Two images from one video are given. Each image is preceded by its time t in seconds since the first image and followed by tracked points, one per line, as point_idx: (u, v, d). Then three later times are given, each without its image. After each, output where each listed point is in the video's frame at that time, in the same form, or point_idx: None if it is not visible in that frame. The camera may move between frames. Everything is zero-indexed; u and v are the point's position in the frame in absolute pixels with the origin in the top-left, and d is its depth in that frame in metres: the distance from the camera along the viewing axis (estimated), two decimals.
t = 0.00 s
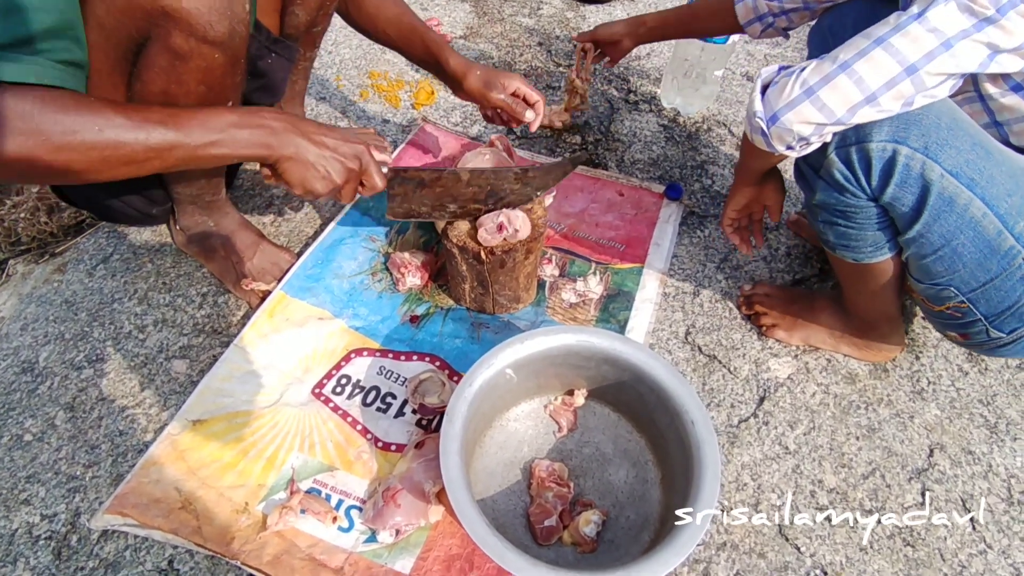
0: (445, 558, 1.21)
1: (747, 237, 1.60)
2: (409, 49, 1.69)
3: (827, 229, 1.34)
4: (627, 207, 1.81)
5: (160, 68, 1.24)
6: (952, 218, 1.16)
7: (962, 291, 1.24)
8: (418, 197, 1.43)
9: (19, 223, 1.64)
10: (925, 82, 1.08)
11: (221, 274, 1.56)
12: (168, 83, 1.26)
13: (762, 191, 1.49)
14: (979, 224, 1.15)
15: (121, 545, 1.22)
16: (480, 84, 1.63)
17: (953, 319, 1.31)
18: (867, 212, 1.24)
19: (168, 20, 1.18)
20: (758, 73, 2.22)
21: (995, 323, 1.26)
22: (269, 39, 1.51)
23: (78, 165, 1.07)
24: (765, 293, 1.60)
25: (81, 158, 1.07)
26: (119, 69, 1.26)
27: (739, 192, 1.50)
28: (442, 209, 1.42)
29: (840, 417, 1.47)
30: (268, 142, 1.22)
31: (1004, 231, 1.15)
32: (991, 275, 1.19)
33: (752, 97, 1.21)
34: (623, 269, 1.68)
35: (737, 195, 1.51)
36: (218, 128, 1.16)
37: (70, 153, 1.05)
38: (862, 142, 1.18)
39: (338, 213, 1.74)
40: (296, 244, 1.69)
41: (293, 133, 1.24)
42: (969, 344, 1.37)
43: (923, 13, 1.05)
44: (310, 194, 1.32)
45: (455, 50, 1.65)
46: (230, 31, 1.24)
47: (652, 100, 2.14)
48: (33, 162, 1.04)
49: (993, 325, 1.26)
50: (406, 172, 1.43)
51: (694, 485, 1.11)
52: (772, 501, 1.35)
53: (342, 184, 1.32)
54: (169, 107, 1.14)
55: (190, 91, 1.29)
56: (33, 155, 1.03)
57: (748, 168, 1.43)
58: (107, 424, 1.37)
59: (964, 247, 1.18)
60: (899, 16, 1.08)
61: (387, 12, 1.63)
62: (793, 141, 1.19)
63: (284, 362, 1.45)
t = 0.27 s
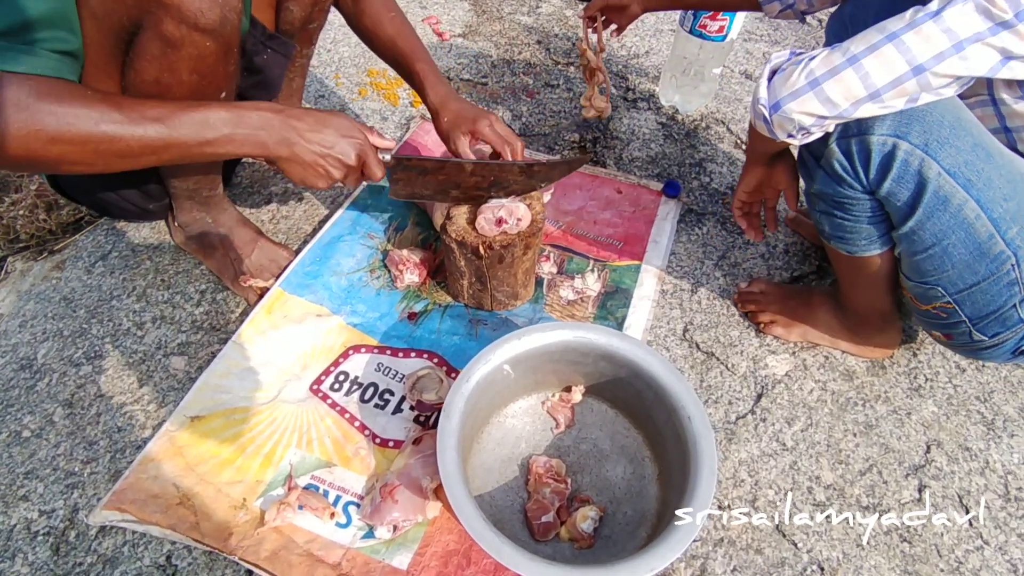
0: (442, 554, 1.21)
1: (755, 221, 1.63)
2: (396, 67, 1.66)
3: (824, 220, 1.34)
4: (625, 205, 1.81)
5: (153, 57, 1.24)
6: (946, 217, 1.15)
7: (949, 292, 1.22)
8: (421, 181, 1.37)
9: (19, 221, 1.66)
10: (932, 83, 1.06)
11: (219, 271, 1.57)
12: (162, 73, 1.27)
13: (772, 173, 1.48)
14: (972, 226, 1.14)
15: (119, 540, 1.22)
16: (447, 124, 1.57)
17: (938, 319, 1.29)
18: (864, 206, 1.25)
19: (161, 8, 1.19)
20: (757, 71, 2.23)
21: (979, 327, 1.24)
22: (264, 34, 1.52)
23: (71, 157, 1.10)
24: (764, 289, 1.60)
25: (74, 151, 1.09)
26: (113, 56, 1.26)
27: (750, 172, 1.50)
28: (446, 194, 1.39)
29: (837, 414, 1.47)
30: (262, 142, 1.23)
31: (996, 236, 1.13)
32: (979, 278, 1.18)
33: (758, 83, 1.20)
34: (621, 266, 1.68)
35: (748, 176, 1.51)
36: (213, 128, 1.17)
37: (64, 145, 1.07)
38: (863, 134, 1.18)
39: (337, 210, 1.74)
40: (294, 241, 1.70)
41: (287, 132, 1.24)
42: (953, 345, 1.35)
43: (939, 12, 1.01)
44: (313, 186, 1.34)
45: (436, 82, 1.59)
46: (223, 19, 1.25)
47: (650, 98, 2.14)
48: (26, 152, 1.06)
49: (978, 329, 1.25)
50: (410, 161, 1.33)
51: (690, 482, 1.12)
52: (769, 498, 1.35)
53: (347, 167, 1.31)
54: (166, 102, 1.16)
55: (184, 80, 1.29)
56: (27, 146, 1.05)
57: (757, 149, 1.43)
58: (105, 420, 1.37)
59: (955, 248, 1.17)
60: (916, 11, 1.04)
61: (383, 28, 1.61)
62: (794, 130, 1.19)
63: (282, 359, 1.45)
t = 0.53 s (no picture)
0: (441, 551, 1.21)
1: (753, 216, 1.65)
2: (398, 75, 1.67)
3: (823, 214, 1.34)
4: (624, 204, 1.82)
5: (158, 55, 1.25)
6: (942, 215, 1.15)
7: (939, 291, 1.22)
8: (415, 176, 1.36)
9: (18, 220, 1.67)
10: (933, 83, 1.06)
11: (219, 270, 1.57)
12: (166, 71, 1.27)
13: (773, 168, 1.51)
14: (966, 225, 1.14)
15: (119, 538, 1.22)
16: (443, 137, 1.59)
17: (927, 318, 1.29)
18: (863, 202, 1.25)
19: (167, 7, 1.19)
20: (756, 70, 2.23)
21: (967, 327, 1.24)
22: (267, 36, 1.50)
23: (57, 158, 1.10)
24: (761, 288, 1.60)
25: (59, 152, 1.09)
26: (118, 53, 1.27)
27: (751, 165, 1.53)
28: (439, 188, 1.38)
29: (835, 412, 1.47)
30: (249, 140, 1.23)
31: (990, 236, 1.13)
32: (971, 278, 1.18)
33: (763, 73, 1.21)
34: (620, 265, 1.68)
35: (749, 170, 1.54)
36: (199, 127, 1.18)
37: (48, 146, 1.07)
38: (863, 128, 1.19)
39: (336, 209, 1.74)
40: (294, 240, 1.70)
41: (272, 130, 1.24)
42: (941, 345, 1.35)
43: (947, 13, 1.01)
44: (304, 185, 1.34)
45: (436, 92, 1.61)
46: (229, 18, 1.25)
47: (649, 97, 2.15)
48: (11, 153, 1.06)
49: (966, 329, 1.25)
50: (400, 155, 1.34)
51: (688, 477, 1.12)
52: (766, 495, 1.35)
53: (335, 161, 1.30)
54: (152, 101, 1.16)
55: (189, 79, 1.29)
56: (11, 147, 1.05)
57: (760, 142, 1.46)
58: (105, 418, 1.37)
59: (949, 246, 1.17)
60: (925, 11, 1.04)
61: (386, 39, 1.62)
62: (794, 122, 1.20)
63: (281, 357, 1.45)
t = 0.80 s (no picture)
0: (440, 547, 1.21)
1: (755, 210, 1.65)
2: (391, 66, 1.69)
3: (826, 211, 1.33)
4: (623, 201, 1.82)
5: (158, 52, 1.25)
6: (946, 214, 1.14)
7: (940, 290, 1.22)
8: (423, 151, 1.35)
9: (18, 218, 1.67)
10: (945, 83, 1.06)
11: (218, 267, 1.57)
12: (166, 69, 1.27)
13: (776, 162, 1.51)
14: (970, 224, 1.13)
15: (118, 534, 1.22)
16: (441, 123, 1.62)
17: (927, 317, 1.29)
18: (868, 200, 1.23)
19: (168, 5, 1.20)
20: (756, 68, 2.23)
21: (965, 325, 1.24)
22: (268, 36, 1.51)
23: (56, 161, 1.11)
24: (761, 286, 1.60)
25: (58, 155, 1.10)
26: (118, 51, 1.27)
27: (755, 158, 1.53)
28: (452, 158, 1.36)
29: (835, 409, 1.47)
30: (249, 139, 1.23)
31: (993, 235, 1.13)
32: (972, 277, 1.17)
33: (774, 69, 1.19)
34: (619, 262, 1.68)
35: (752, 162, 1.54)
36: (196, 126, 1.18)
37: (47, 151, 1.08)
38: (871, 125, 1.17)
39: (335, 207, 1.74)
40: (293, 238, 1.70)
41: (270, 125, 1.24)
42: (938, 343, 1.35)
43: (962, 12, 1.01)
44: (310, 176, 1.34)
45: (433, 81, 1.63)
46: (229, 16, 1.26)
47: (649, 95, 2.15)
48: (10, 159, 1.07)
49: (965, 327, 1.25)
50: (406, 130, 1.32)
51: (688, 474, 1.12)
52: (765, 492, 1.35)
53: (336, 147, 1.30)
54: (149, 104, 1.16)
55: (188, 77, 1.29)
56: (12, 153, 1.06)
57: (764, 135, 1.46)
58: (105, 415, 1.37)
59: (951, 245, 1.16)
60: (940, 10, 1.04)
61: (380, 31, 1.63)
62: (802, 120, 1.18)
63: (281, 355, 1.45)
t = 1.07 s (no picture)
0: (436, 547, 1.21)
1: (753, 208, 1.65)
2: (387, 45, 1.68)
3: (824, 207, 1.32)
4: (621, 200, 1.81)
5: (152, 53, 1.25)
6: (944, 213, 1.13)
7: (936, 289, 1.21)
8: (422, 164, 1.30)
9: (14, 217, 1.67)
10: (946, 82, 1.05)
11: (215, 266, 1.57)
12: (160, 69, 1.27)
13: (775, 160, 1.51)
14: (968, 223, 1.13)
15: (114, 534, 1.22)
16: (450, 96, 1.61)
17: (922, 315, 1.28)
18: (865, 197, 1.23)
19: (160, 5, 1.19)
20: (754, 67, 2.23)
21: (962, 324, 1.23)
22: (265, 33, 1.52)
23: (59, 149, 1.08)
24: (759, 285, 1.59)
25: (61, 141, 1.07)
26: (110, 52, 1.25)
27: (753, 156, 1.53)
28: (450, 167, 1.29)
29: (832, 408, 1.47)
30: (257, 129, 1.20)
31: (990, 235, 1.12)
32: (969, 276, 1.16)
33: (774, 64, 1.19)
34: (617, 261, 1.68)
35: (751, 160, 1.54)
36: (205, 116, 1.15)
37: (49, 135, 1.06)
38: (870, 122, 1.16)
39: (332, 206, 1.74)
40: (290, 236, 1.70)
41: (281, 121, 1.22)
42: (934, 342, 1.35)
43: (965, 10, 1.00)
44: (309, 176, 1.31)
45: (431, 55, 1.63)
46: (223, 16, 1.26)
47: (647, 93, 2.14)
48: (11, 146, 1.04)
49: (960, 326, 1.24)
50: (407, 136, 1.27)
51: (684, 473, 1.12)
52: (763, 491, 1.35)
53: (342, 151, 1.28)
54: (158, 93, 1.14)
55: (183, 77, 1.30)
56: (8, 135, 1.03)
57: (763, 134, 1.45)
58: (100, 414, 1.37)
59: (949, 245, 1.15)
60: (942, 7, 1.03)
61: (373, 11, 1.62)
62: (802, 114, 1.17)
63: (277, 354, 1.45)
